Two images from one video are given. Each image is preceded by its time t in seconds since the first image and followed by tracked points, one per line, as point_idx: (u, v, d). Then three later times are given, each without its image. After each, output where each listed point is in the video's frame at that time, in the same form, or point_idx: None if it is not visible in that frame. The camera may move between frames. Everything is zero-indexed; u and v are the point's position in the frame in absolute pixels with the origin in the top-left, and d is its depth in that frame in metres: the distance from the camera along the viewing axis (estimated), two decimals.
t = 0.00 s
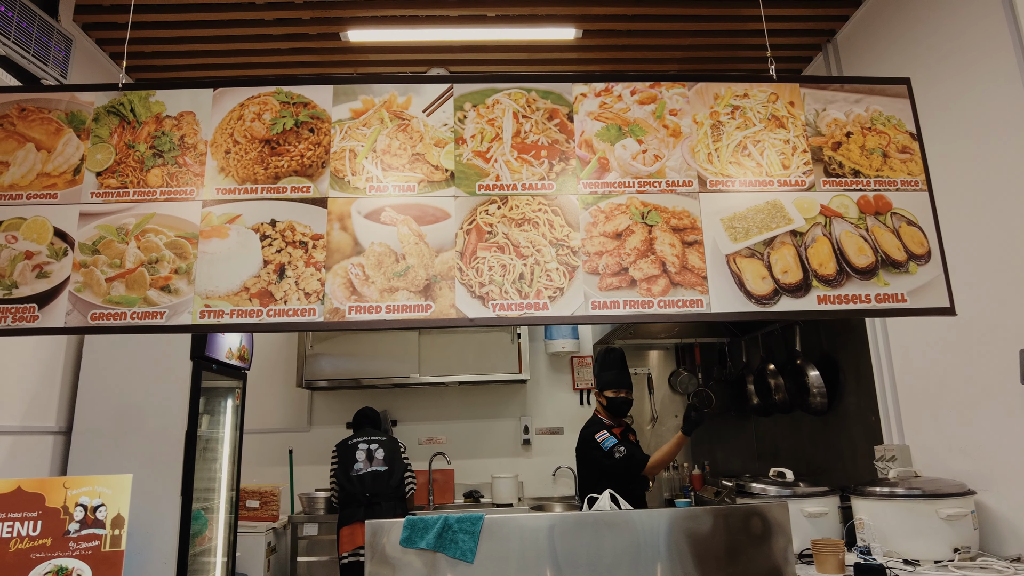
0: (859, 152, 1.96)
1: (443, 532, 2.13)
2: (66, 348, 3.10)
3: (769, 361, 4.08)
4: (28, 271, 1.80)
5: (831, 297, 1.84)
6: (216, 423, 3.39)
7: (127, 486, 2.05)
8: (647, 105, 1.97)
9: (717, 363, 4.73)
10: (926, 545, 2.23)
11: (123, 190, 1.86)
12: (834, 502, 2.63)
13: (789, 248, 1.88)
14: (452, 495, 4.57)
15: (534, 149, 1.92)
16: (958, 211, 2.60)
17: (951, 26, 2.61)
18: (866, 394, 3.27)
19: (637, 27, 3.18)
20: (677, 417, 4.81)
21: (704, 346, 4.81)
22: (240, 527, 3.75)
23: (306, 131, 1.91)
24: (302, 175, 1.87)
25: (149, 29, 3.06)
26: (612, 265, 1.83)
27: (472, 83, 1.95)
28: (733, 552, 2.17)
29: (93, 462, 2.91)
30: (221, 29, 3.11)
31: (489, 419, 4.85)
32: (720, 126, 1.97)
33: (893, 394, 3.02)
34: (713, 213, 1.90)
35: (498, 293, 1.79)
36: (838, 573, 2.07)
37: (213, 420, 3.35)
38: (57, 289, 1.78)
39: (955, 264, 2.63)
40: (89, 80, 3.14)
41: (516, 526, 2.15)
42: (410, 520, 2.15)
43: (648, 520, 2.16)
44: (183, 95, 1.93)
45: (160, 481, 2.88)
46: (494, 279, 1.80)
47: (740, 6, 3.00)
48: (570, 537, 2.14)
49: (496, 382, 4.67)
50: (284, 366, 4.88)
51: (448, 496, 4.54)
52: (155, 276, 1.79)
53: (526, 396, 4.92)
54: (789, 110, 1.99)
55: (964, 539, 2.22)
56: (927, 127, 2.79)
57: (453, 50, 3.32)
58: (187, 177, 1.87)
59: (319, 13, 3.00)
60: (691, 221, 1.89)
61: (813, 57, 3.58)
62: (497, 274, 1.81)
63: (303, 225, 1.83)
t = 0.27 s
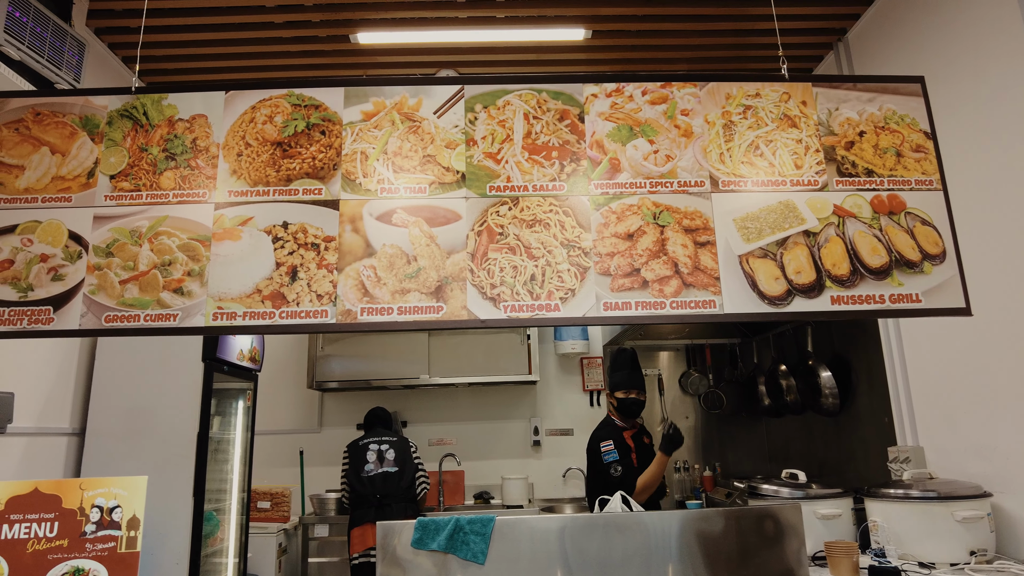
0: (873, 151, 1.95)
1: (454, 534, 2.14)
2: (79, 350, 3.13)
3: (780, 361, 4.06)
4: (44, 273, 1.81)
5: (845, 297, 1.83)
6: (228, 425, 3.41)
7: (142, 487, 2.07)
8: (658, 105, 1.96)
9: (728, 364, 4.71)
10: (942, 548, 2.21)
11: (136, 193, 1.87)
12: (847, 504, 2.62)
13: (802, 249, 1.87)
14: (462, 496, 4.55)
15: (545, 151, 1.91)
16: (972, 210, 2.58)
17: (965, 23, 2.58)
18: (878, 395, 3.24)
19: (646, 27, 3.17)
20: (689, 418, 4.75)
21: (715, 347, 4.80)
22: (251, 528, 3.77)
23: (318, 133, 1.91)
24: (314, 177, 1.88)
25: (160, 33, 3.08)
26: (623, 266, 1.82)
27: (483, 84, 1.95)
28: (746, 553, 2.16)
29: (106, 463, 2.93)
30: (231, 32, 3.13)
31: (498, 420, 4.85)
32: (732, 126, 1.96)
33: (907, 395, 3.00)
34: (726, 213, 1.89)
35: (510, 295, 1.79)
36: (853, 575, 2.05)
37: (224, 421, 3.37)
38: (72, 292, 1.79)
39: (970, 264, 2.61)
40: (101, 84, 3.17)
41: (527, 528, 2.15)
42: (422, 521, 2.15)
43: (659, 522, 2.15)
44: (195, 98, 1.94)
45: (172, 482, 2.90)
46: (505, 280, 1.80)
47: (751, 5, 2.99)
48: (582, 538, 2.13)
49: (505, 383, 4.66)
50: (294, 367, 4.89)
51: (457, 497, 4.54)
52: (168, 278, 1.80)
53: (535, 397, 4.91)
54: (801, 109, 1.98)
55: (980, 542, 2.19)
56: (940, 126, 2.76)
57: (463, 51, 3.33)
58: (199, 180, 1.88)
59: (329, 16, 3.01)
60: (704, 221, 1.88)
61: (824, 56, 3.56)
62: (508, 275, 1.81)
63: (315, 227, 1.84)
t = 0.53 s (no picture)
0: (886, 148, 1.93)
1: (465, 534, 2.13)
2: (93, 351, 3.15)
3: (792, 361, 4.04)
4: (58, 274, 1.83)
5: (859, 295, 1.81)
6: (240, 425, 3.43)
7: (155, 485, 2.07)
8: (669, 103, 1.95)
9: (739, 364, 4.69)
10: (958, 548, 2.19)
11: (149, 194, 1.89)
12: (861, 505, 2.59)
13: (815, 246, 1.86)
14: (471, 496, 4.61)
15: (555, 149, 1.91)
16: (988, 207, 2.55)
17: (980, 18, 2.56)
18: (892, 395, 3.21)
19: (656, 26, 3.17)
20: (700, 418, 4.73)
21: (726, 347, 4.78)
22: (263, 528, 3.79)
23: (329, 134, 1.92)
24: (325, 177, 1.89)
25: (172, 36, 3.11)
26: (635, 264, 1.82)
27: (493, 84, 1.95)
28: (760, 554, 2.14)
29: (120, 464, 2.96)
30: (242, 34, 3.15)
31: (508, 421, 4.84)
32: (744, 124, 1.95)
33: (921, 395, 2.97)
34: (738, 211, 1.88)
35: (521, 294, 1.79)
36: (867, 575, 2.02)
37: (236, 422, 3.39)
38: (86, 292, 1.81)
39: (985, 262, 2.58)
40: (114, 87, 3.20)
41: (538, 528, 2.14)
42: (433, 521, 2.15)
43: (671, 522, 2.14)
44: (207, 100, 1.95)
45: (184, 482, 2.91)
46: (516, 279, 1.80)
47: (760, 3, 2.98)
48: (593, 538, 2.12)
49: (514, 383, 4.66)
50: (305, 368, 4.92)
51: (468, 497, 4.58)
52: (181, 278, 1.81)
53: (545, 397, 4.90)
54: (813, 106, 1.96)
55: (997, 542, 2.18)
56: (955, 122, 2.74)
57: (472, 51, 3.33)
58: (211, 181, 1.89)
59: (339, 17, 3.02)
60: (716, 219, 1.87)
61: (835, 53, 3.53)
62: (519, 274, 1.80)
63: (327, 227, 1.84)
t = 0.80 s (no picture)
0: (896, 145, 1.92)
1: (475, 534, 2.14)
2: (107, 352, 3.19)
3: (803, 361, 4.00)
4: (71, 277, 1.85)
5: (869, 294, 1.79)
6: (251, 426, 3.46)
7: (165, 484, 2.08)
8: (677, 101, 1.95)
9: (751, 364, 4.67)
10: (972, 550, 2.16)
11: (159, 197, 1.91)
12: (873, 505, 2.57)
13: (824, 245, 1.84)
14: (482, 496, 4.56)
15: (563, 149, 1.91)
16: (1002, 204, 2.52)
17: (992, 13, 2.53)
18: (904, 395, 3.18)
19: (664, 25, 3.16)
20: (711, 419, 4.71)
21: (737, 346, 4.75)
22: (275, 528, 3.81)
23: (337, 135, 1.93)
24: (333, 179, 1.90)
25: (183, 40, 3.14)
26: (643, 264, 1.81)
27: (500, 84, 1.95)
28: (771, 555, 2.13)
29: (134, 464, 3.00)
30: (252, 37, 3.18)
31: (517, 421, 4.84)
32: (752, 122, 1.94)
33: (935, 394, 2.94)
34: (746, 209, 1.87)
35: (529, 294, 1.79)
36: None
37: (248, 422, 3.42)
38: (98, 294, 1.83)
39: (999, 260, 2.55)
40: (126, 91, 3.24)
41: (548, 529, 2.14)
42: (443, 521, 2.16)
43: (680, 523, 2.13)
44: (216, 103, 1.97)
45: (196, 482, 2.94)
46: (524, 279, 1.80)
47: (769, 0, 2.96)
48: (603, 538, 2.12)
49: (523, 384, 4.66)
50: (315, 369, 4.94)
51: (479, 498, 4.54)
52: (191, 280, 1.83)
53: (554, 398, 4.90)
54: (822, 104, 1.95)
55: (1013, 544, 2.14)
56: (968, 118, 2.71)
57: (480, 52, 3.34)
58: (221, 183, 1.91)
59: (348, 19, 3.04)
60: (724, 218, 1.87)
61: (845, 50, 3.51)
62: (526, 274, 1.80)
63: (335, 229, 1.85)
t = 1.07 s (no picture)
0: (907, 141, 1.90)
1: (484, 534, 2.14)
2: (118, 353, 3.22)
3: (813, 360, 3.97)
4: (83, 278, 1.86)
5: (880, 291, 1.78)
6: (262, 427, 3.49)
7: (176, 483, 2.11)
8: (685, 99, 1.94)
9: (761, 363, 4.64)
10: (986, 550, 2.14)
11: (169, 198, 1.92)
12: (885, 505, 2.55)
13: (835, 242, 1.83)
14: (491, 497, 4.57)
15: (570, 148, 1.91)
16: (1016, 200, 2.49)
17: (1005, 7, 2.51)
18: (916, 394, 3.16)
19: (671, 23, 3.15)
20: (720, 418, 4.71)
21: (747, 346, 4.73)
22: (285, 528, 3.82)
23: (345, 136, 1.94)
24: (342, 179, 1.90)
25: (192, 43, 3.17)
26: (651, 262, 1.81)
27: (507, 83, 1.95)
28: (783, 554, 2.12)
29: (145, 464, 3.02)
30: (261, 39, 3.20)
31: (525, 422, 4.84)
32: (761, 120, 1.93)
33: (948, 394, 2.91)
34: (756, 207, 1.86)
35: (536, 293, 1.78)
36: None
37: (258, 423, 3.42)
38: (110, 295, 1.84)
39: (1013, 256, 2.52)
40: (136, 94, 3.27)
41: (557, 528, 2.14)
42: (452, 521, 2.16)
43: (690, 522, 2.12)
44: (225, 104, 1.98)
45: (207, 482, 2.95)
46: (531, 278, 1.80)
47: None
48: (612, 538, 2.11)
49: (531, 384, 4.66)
50: (324, 370, 4.96)
51: (488, 498, 4.55)
52: (201, 281, 1.84)
53: (563, 398, 4.89)
54: (831, 100, 1.94)
55: None
56: (980, 114, 2.68)
57: (488, 52, 3.35)
58: (230, 184, 1.92)
59: (356, 20, 3.05)
60: (733, 216, 1.86)
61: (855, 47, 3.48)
62: (534, 273, 1.80)
63: (344, 229, 1.86)
